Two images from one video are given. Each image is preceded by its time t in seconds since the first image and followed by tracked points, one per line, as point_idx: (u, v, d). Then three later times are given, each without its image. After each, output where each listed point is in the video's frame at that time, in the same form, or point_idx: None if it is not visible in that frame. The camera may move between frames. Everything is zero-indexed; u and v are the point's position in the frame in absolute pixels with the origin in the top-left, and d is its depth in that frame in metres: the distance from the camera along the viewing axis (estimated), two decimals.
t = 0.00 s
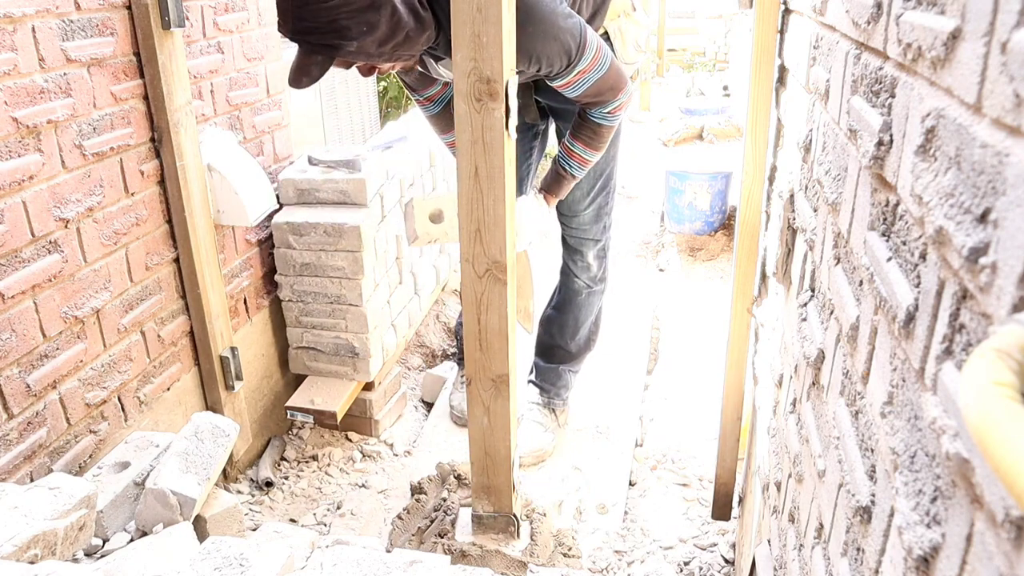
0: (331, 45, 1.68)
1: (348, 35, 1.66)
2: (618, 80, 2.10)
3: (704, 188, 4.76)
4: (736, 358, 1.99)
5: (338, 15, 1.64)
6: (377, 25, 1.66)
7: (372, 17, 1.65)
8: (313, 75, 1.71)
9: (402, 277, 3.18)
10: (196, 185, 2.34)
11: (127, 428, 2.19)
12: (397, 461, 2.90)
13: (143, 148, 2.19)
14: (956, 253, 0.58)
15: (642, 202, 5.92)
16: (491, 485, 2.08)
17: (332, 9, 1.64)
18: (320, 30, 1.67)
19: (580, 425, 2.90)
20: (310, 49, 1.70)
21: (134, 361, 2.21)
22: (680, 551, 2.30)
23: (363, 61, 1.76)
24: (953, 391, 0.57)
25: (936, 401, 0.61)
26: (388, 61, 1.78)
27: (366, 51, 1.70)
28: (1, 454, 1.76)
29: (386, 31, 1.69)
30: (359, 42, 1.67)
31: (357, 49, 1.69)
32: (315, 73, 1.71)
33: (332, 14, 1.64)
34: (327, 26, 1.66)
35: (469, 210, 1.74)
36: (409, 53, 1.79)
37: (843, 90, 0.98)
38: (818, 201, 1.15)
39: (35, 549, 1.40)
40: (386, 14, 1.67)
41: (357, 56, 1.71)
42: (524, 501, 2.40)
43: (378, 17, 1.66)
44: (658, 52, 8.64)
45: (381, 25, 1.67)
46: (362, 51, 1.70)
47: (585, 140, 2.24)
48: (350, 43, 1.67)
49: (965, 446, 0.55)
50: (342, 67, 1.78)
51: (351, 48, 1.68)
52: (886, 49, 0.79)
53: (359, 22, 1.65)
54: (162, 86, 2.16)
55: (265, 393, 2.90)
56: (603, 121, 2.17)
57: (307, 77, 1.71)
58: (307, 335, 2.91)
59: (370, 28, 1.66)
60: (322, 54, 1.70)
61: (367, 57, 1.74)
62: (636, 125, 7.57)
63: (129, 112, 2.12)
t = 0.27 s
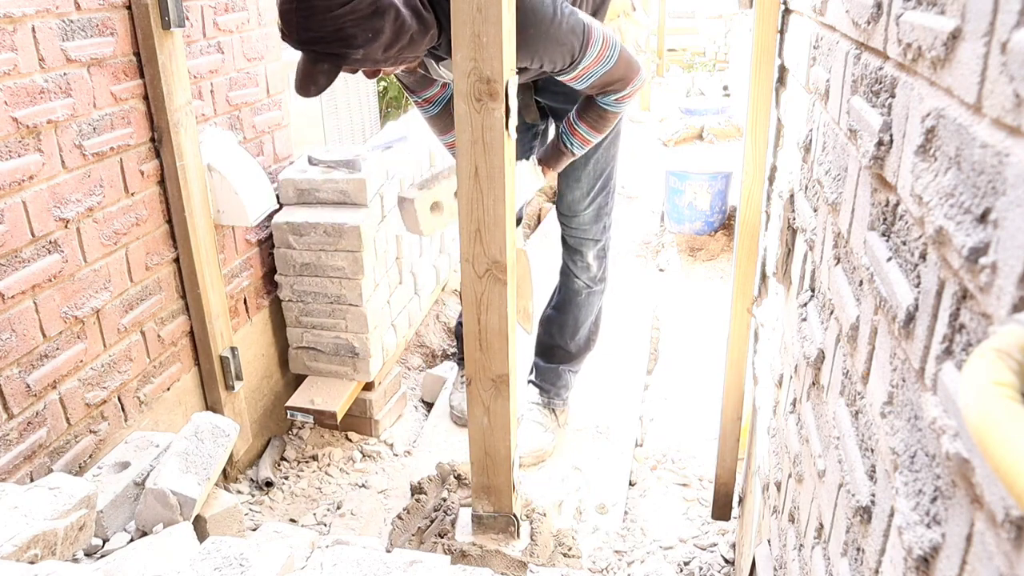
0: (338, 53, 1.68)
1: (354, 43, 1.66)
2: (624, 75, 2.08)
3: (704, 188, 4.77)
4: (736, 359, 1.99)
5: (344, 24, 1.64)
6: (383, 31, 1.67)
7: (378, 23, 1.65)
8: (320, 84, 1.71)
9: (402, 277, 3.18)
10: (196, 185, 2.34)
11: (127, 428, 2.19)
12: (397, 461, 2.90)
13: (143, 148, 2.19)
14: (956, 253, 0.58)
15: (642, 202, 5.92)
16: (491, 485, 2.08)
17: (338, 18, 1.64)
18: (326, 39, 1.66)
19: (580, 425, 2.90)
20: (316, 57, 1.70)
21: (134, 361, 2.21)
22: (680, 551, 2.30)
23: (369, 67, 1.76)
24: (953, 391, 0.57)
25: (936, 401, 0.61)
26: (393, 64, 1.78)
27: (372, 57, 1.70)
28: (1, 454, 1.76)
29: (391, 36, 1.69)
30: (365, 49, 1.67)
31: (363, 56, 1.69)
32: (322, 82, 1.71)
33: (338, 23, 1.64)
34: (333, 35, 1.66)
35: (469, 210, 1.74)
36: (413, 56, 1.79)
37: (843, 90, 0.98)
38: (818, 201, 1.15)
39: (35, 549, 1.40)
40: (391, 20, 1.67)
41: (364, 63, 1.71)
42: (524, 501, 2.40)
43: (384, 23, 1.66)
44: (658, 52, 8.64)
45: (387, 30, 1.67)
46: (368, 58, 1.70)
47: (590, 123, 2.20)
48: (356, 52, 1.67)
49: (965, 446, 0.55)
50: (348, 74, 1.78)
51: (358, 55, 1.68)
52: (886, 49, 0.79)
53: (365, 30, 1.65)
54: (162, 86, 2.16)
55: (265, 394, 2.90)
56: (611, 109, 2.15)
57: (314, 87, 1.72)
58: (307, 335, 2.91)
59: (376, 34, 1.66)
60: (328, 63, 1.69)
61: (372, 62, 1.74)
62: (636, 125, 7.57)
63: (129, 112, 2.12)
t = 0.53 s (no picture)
0: (346, 50, 1.66)
1: (362, 39, 1.65)
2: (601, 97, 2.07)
3: (704, 188, 4.76)
4: (736, 359, 1.99)
5: (351, 21, 1.63)
6: (388, 25, 1.67)
7: (383, 18, 1.66)
8: (329, 84, 1.69)
9: (402, 277, 3.18)
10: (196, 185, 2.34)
11: (127, 428, 2.19)
12: (397, 461, 2.90)
13: (143, 148, 2.19)
14: (956, 253, 0.58)
15: (642, 202, 5.92)
16: (491, 485, 2.08)
17: (343, 15, 1.62)
18: (333, 38, 1.64)
19: (580, 425, 2.90)
20: (322, 58, 1.67)
21: (134, 361, 2.21)
22: (680, 551, 2.30)
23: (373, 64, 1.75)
24: (953, 391, 0.57)
25: (936, 401, 0.61)
26: (396, 60, 1.79)
27: (379, 53, 1.70)
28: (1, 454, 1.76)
29: (396, 31, 1.70)
30: (373, 44, 1.67)
31: (371, 51, 1.68)
32: (331, 81, 1.69)
33: (344, 20, 1.62)
34: (340, 33, 1.64)
35: (470, 210, 1.74)
36: (414, 51, 1.80)
37: (843, 90, 0.98)
38: (818, 201, 1.15)
39: (35, 549, 1.40)
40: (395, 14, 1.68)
41: (371, 59, 1.70)
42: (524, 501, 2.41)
43: (389, 17, 1.67)
44: (658, 52, 8.64)
45: (393, 25, 1.68)
46: (375, 54, 1.70)
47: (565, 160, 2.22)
48: (365, 48, 1.66)
49: (965, 446, 0.55)
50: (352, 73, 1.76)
51: (366, 51, 1.67)
52: (887, 49, 0.79)
53: (373, 25, 1.65)
54: (162, 86, 2.16)
55: (265, 394, 2.90)
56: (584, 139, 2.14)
57: (323, 87, 1.69)
58: (307, 335, 2.91)
59: (382, 29, 1.67)
60: (337, 62, 1.67)
61: (378, 60, 1.73)
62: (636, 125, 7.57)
63: (129, 112, 2.12)
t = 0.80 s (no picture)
0: (359, 71, 1.66)
1: (375, 59, 1.66)
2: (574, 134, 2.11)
3: (704, 188, 4.76)
4: (736, 359, 1.99)
5: (365, 40, 1.64)
6: (400, 46, 1.68)
7: (396, 38, 1.67)
8: (340, 103, 1.69)
9: (402, 277, 3.18)
10: (196, 185, 2.34)
11: (127, 428, 2.19)
12: (397, 461, 2.90)
13: (143, 148, 2.19)
14: (956, 253, 0.58)
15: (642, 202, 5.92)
16: (491, 485, 2.08)
17: (357, 34, 1.63)
18: (347, 57, 1.65)
19: (580, 425, 2.90)
20: (335, 77, 1.68)
21: (134, 361, 2.21)
22: (680, 551, 2.30)
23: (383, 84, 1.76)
24: (953, 391, 0.57)
25: (936, 401, 0.61)
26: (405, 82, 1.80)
27: (391, 73, 1.71)
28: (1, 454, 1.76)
29: (407, 52, 1.71)
30: (386, 64, 1.67)
31: (384, 71, 1.68)
32: (342, 101, 1.69)
33: (358, 39, 1.63)
34: (353, 52, 1.65)
35: (470, 210, 1.74)
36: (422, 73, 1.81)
37: (843, 90, 0.98)
38: (818, 200, 1.15)
39: (35, 549, 1.40)
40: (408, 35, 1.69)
41: (383, 79, 1.70)
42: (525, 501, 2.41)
43: (401, 38, 1.68)
44: (658, 52, 8.64)
45: (405, 45, 1.69)
46: (387, 74, 1.70)
47: (545, 199, 2.28)
48: (378, 67, 1.67)
49: (965, 446, 0.55)
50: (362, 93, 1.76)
51: (379, 71, 1.68)
52: (887, 49, 0.79)
53: (385, 45, 1.66)
54: (162, 86, 2.16)
55: (265, 394, 2.90)
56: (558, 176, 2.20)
57: (334, 106, 1.69)
58: (307, 336, 2.91)
59: (394, 49, 1.68)
60: (349, 82, 1.68)
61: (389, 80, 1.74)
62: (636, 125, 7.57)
63: (129, 112, 2.12)
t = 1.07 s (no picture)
0: (362, 59, 1.65)
1: (378, 48, 1.65)
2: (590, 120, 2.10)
3: (704, 188, 4.76)
4: (736, 359, 1.99)
5: (368, 29, 1.64)
6: (403, 35, 1.68)
7: (399, 27, 1.67)
8: (343, 94, 1.69)
9: (402, 278, 3.18)
10: (196, 185, 2.34)
11: (127, 428, 2.19)
12: (397, 461, 2.90)
13: (143, 148, 2.19)
14: (956, 253, 0.58)
15: (642, 202, 5.92)
16: (491, 485, 2.08)
17: (359, 23, 1.63)
18: (349, 46, 1.64)
19: (580, 425, 2.90)
20: (338, 67, 1.67)
21: (134, 361, 2.21)
22: (680, 551, 2.30)
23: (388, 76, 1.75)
24: (953, 391, 0.57)
25: (936, 401, 0.61)
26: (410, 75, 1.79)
27: (396, 63, 1.70)
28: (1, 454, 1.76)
29: (411, 42, 1.70)
30: (390, 53, 1.66)
31: (388, 60, 1.67)
32: (345, 91, 1.68)
33: (360, 28, 1.63)
34: (356, 41, 1.64)
35: (469, 210, 1.74)
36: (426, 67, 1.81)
37: (843, 90, 0.98)
38: (818, 201, 1.15)
39: (35, 549, 1.40)
40: (410, 25, 1.69)
41: (387, 69, 1.69)
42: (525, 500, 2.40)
43: (405, 27, 1.68)
44: (659, 52, 8.65)
45: (407, 34, 1.68)
46: (391, 65, 1.69)
47: (564, 190, 2.26)
48: (380, 55, 1.66)
49: (965, 446, 0.55)
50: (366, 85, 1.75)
51: (382, 60, 1.67)
52: (886, 49, 0.79)
53: (388, 34, 1.66)
54: (162, 86, 2.16)
55: (265, 394, 2.90)
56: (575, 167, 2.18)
57: (337, 97, 1.69)
58: (307, 336, 2.92)
59: (397, 38, 1.67)
60: (352, 72, 1.67)
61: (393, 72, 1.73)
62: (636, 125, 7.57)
63: (129, 112, 2.12)
